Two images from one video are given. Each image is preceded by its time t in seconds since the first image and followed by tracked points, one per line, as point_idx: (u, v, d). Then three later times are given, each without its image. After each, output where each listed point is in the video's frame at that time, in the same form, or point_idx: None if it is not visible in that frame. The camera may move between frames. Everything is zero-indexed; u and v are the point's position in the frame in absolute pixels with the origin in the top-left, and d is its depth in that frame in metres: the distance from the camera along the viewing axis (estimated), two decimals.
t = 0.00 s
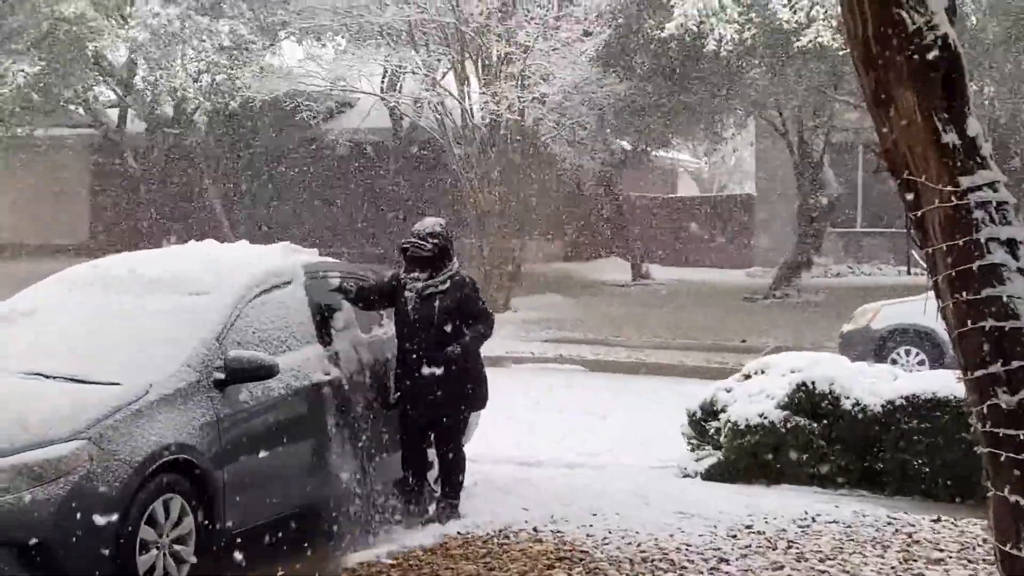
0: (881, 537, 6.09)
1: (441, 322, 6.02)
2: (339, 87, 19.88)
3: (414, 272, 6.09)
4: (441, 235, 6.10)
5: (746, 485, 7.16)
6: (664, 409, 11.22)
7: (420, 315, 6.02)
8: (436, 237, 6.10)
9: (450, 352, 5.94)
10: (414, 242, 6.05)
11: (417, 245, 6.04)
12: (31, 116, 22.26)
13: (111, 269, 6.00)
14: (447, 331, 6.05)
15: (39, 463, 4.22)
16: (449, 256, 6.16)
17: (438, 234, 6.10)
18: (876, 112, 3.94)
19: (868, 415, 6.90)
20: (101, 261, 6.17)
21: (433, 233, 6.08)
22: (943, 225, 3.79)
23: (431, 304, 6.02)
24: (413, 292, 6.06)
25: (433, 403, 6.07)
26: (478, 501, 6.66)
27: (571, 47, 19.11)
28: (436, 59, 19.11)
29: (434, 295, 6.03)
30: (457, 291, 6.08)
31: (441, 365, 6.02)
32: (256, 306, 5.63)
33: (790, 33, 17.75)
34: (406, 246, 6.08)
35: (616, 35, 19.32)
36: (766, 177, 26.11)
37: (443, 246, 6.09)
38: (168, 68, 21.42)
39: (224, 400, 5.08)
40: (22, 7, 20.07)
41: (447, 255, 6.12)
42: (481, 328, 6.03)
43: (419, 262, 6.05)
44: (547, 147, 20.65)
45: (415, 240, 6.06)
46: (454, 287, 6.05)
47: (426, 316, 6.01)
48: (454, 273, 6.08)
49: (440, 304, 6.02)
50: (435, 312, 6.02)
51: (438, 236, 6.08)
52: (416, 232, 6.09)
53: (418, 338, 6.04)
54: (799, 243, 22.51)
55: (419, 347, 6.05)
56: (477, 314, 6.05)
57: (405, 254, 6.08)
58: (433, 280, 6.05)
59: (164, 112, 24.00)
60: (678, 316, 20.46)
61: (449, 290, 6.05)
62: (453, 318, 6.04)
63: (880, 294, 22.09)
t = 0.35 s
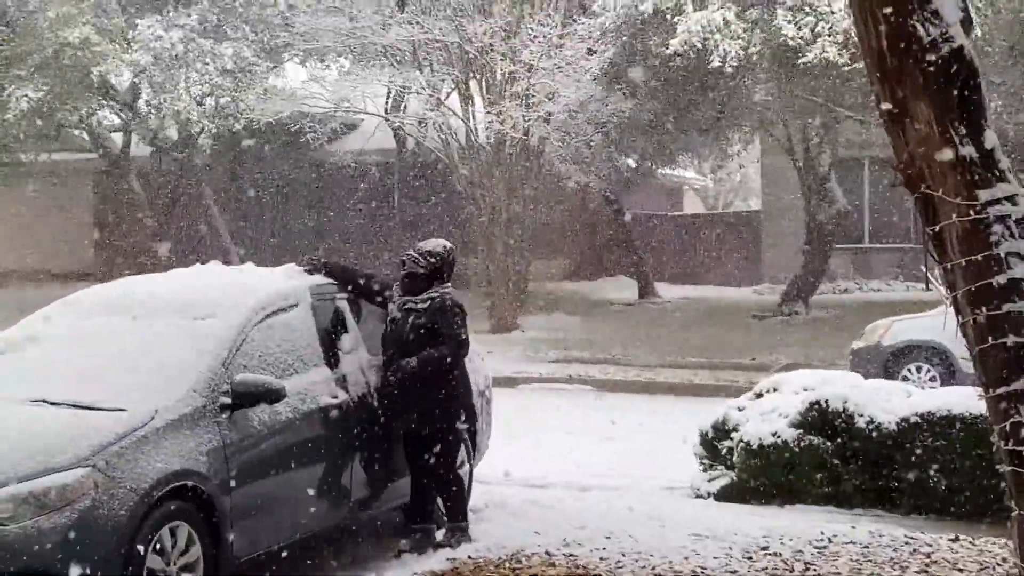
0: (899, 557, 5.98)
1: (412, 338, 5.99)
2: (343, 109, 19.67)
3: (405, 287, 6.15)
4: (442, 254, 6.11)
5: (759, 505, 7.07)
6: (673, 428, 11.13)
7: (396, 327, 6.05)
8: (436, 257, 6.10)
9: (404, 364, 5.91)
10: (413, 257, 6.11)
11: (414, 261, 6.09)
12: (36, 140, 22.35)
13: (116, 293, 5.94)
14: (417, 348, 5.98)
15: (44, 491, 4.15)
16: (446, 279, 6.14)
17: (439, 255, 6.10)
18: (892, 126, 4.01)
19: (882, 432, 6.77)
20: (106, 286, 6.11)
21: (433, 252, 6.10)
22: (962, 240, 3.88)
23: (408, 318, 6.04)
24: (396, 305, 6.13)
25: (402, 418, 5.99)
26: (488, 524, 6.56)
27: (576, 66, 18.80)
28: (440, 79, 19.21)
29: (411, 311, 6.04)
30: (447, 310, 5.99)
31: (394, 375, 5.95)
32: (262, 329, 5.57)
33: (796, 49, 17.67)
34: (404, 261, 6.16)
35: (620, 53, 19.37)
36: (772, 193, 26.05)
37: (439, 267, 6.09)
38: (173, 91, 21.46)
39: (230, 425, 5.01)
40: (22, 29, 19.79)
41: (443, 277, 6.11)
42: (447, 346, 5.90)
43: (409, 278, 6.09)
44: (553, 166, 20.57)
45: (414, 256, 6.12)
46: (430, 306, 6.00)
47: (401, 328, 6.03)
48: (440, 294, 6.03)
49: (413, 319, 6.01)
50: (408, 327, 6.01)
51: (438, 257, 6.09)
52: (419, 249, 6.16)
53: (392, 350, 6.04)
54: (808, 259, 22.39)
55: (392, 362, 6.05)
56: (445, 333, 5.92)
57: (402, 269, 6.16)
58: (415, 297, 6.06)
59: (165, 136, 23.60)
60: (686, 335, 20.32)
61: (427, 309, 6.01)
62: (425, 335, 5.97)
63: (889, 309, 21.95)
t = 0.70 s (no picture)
0: (917, 542, 5.92)
1: (419, 330, 6.01)
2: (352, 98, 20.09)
3: (398, 277, 6.14)
4: (439, 246, 6.14)
5: (773, 492, 7.02)
6: (686, 416, 11.09)
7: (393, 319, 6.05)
8: (434, 249, 6.14)
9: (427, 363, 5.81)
10: (410, 249, 6.11)
11: (412, 252, 6.10)
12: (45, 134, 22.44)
13: (124, 285, 5.91)
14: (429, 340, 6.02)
15: (52, 484, 4.13)
16: (442, 271, 6.19)
17: (436, 246, 6.13)
18: (906, 104, 3.94)
19: (897, 417, 6.72)
20: (114, 277, 6.09)
21: (431, 244, 6.13)
22: (981, 219, 3.79)
23: (404, 310, 6.05)
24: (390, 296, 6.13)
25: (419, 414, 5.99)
26: (501, 513, 6.53)
27: (586, 52, 18.71)
28: (449, 69, 19.23)
29: (409, 303, 6.05)
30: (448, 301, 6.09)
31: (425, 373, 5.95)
32: (272, 319, 5.54)
33: (806, 33, 17.60)
34: (399, 251, 6.15)
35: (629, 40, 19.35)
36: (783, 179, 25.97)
37: (438, 258, 6.13)
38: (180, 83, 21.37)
39: (241, 416, 4.98)
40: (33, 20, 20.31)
41: (440, 268, 6.16)
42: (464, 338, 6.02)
43: (406, 269, 6.10)
44: (563, 157, 20.12)
45: (410, 247, 6.12)
46: (432, 298, 6.05)
47: (400, 320, 6.04)
48: (437, 285, 6.08)
49: (413, 311, 6.02)
50: (411, 320, 6.01)
51: (437, 249, 6.12)
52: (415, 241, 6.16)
53: (393, 343, 6.06)
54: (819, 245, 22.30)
55: (399, 354, 6.05)
56: (457, 324, 6.04)
57: (396, 260, 6.15)
58: (412, 289, 6.07)
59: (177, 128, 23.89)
60: (698, 322, 20.28)
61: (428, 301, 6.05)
62: (433, 327, 6.01)
63: (902, 294, 21.84)
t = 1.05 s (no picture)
0: (937, 506, 5.89)
1: (449, 302, 6.02)
2: (370, 66, 19.98)
3: (422, 250, 6.09)
4: (457, 214, 6.12)
5: (792, 456, 6.99)
6: (705, 381, 11.05)
7: (422, 294, 6.03)
8: (453, 216, 6.11)
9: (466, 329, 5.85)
10: (431, 220, 6.07)
11: (433, 224, 6.05)
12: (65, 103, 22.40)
13: (141, 254, 5.92)
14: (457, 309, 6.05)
15: (70, 452, 4.16)
16: (460, 237, 6.19)
17: (455, 214, 6.11)
18: (924, 61, 3.86)
19: (918, 380, 6.66)
20: (131, 246, 6.10)
21: (450, 213, 6.09)
22: (1000, 179, 3.73)
23: (434, 284, 6.03)
24: (416, 271, 6.09)
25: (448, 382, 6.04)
26: (521, 480, 6.54)
27: (603, 17, 18.82)
28: (466, 35, 19.12)
29: (438, 276, 6.04)
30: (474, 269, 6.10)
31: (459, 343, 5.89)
32: (287, 287, 5.55)
33: None
34: (419, 224, 6.09)
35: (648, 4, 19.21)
36: (803, 143, 25.76)
37: (457, 226, 6.12)
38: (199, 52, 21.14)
39: (257, 383, 4.99)
40: None
41: (459, 234, 6.16)
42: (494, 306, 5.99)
43: (430, 241, 6.07)
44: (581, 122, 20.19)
45: (430, 219, 6.07)
46: (460, 268, 6.05)
47: (429, 295, 6.02)
48: (462, 254, 6.09)
49: (444, 284, 6.02)
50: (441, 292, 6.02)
51: (456, 217, 6.10)
52: (433, 210, 6.11)
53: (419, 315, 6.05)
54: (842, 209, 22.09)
55: (427, 327, 6.04)
56: (487, 293, 6.04)
57: (415, 232, 6.10)
58: (439, 262, 6.06)
59: (196, 97, 24.01)
60: (719, 288, 20.15)
61: (455, 272, 6.06)
62: (463, 297, 6.04)
63: (925, 258, 21.63)
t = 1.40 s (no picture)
0: (942, 467, 5.85)
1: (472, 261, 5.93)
2: (378, 26, 20.13)
3: (438, 215, 5.89)
4: (462, 172, 5.99)
5: (799, 418, 6.94)
6: (714, 343, 11.01)
7: (446, 260, 5.89)
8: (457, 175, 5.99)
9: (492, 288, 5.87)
10: (442, 180, 5.87)
11: (446, 184, 5.87)
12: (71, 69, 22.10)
13: (140, 217, 5.88)
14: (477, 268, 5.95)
15: (67, 417, 4.17)
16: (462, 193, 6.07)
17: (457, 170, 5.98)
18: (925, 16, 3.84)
19: (926, 340, 6.61)
20: (131, 208, 6.06)
21: (456, 172, 5.96)
22: (1001, 136, 3.77)
23: (457, 247, 5.91)
24: (439, 238, 5.89)
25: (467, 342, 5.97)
26: (525, 443, 6.51)
27: None
28: None
29: (461, 237, 5.92)
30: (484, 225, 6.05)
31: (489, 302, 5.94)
32: (288, 250, 5.50)
33: None
34: (430, 185, 5.87)
35: None
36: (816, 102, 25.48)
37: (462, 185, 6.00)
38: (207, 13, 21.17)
39: (256, 347, 4.97)
40: None
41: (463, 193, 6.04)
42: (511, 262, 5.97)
43: (444, 203, 5.88)
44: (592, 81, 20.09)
45: (442, 180, 5.87)
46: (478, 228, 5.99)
47: (453, 259, 5.90)
48: (474, 214, 6.00)
49: (468, 245, 5.92)
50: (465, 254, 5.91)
51: (461, 176, 5.98)
52: (438, 171, 5.90)
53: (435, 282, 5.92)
54: (854, 168, 21.89)
55: (451, 289, 5.92)
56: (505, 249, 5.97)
57: (428, 193, 5.87)
58: (459, 222, 5.92)
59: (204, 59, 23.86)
60: (731, 249, 20.03)
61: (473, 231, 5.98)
62: (482, 257, 5.94)
63: (938, 218, 21.45)
